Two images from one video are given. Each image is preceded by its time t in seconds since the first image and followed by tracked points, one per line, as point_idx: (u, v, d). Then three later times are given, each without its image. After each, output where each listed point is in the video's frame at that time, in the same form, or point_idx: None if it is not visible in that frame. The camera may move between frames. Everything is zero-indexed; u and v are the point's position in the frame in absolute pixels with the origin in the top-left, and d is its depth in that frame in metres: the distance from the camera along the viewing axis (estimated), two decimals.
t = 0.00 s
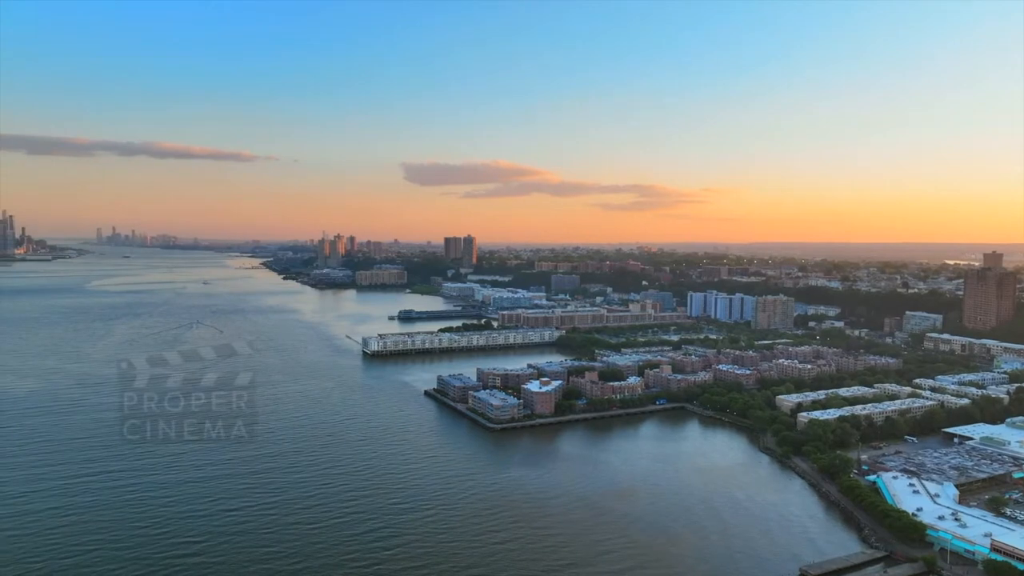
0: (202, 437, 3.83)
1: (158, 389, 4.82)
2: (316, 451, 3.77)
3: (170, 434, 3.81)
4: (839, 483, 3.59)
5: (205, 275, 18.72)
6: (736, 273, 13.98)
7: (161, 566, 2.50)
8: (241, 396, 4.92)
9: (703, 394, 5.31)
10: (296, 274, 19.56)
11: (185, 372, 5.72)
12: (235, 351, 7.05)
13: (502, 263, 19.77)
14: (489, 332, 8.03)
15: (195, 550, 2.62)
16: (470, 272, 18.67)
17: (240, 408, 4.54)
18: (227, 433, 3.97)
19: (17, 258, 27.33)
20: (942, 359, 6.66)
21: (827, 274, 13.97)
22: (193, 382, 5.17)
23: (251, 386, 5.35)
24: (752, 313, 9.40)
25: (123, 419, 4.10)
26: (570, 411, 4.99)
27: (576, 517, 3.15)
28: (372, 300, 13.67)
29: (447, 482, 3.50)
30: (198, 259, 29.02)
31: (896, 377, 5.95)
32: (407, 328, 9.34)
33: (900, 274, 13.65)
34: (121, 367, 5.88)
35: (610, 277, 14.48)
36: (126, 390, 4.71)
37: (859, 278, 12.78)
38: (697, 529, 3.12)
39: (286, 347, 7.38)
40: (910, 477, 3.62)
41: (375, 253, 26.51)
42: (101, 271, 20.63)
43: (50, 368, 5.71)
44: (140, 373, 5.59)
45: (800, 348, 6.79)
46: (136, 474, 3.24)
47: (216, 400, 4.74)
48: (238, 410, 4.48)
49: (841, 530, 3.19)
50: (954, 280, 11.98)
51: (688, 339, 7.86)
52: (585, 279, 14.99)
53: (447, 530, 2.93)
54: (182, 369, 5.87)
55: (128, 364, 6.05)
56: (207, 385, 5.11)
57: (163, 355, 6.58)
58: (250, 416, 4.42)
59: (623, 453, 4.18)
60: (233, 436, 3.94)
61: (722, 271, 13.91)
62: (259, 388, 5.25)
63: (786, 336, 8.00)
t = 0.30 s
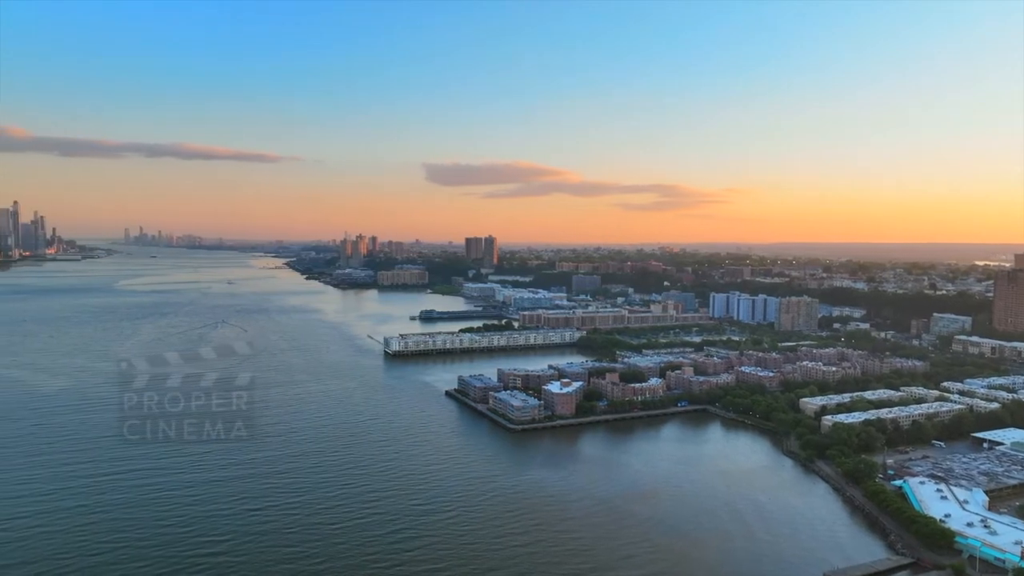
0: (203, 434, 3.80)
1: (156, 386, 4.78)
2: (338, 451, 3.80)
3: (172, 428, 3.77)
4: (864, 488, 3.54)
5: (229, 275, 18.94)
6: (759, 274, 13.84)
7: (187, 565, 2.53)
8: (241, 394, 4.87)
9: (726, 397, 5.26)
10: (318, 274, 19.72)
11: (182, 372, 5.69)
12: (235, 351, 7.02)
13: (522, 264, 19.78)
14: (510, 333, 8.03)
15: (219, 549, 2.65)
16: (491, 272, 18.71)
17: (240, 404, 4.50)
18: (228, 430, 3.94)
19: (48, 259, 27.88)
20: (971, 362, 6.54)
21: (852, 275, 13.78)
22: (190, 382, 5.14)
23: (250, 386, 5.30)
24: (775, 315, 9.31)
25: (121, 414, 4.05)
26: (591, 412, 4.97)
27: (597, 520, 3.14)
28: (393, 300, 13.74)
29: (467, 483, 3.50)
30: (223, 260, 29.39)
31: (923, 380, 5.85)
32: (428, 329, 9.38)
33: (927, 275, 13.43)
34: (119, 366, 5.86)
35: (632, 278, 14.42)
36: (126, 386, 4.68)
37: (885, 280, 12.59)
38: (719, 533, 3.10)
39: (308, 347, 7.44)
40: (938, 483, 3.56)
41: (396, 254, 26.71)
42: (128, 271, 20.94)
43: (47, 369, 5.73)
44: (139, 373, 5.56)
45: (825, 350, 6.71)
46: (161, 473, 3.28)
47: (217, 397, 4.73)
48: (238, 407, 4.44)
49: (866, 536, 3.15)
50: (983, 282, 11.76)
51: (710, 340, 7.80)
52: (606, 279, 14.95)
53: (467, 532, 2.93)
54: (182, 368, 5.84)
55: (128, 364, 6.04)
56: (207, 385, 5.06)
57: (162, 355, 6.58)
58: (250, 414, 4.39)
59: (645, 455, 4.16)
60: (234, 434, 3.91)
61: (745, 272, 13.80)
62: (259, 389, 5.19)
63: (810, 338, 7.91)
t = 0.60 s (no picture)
0: (201, 437, 3.81)
1: (157, 388, 4.82)
2: (360, 451, 3.83)
3: (170, 433, 3.79)
4: (891, 493, 3.49)
5: (254, 275, 19.18)
6: (784, 275, 13.69)
7: (213, 563, 2.57)
8: (240, 395, 4.88)
9: (750, 399, 5.21)
10: (342, 274, 19.90)
11: (181, 371, 5.70)
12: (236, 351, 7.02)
13: (544, 264, 19.78)
14: (532, 333, 8.03)
15: (244, 548, 2.69)
16: (513, 272, 18.73)
17: (240, 406, 4.52)
18: (226, 433, 3.95)
19: (80, 260, 28.46)
20: (1003, 365, 6.40)
21: (880, 276, 13.57)
22: (190, 383, 5.15)
23: (249, 386, 5.30)
24: (801, 316, 9.19)
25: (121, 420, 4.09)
26: (613, 414, 4.95)
27: (619, 522, 3.13)
28: (416, 300, 13.82)
29: (489, 485, 3.51)
30: (249, 260, 29.76)
31: (953, 383, 5.74)
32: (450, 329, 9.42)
33: (958, 276, 13.17)
34: (119, 366, 5.88)
35: (654, 279, 14.34)
36: (127, 389, 4.72)
37: (914, 280, 12.38)
38: (743, 537, 3.07)
39: (331, 346, 7.52)
40: (968, 489, 3.49)
41: (418, 254, 26.98)
42: (156, 271, 21.28)
43: (48, 368, 5.76)
44: (140, 373, 5.58)
45: (852, 353, 6.61)
46: (190, 472, 3.34)
47: (218, 397, 4.74)
48: (237, 408, 4.45)
49: (893, 542, 3.10)
50: (1016, 283, 11.50)
51: (734, 342, 7.73)
52: (628, 280, 14.88)
53: (489, 534, 2.95)
54: (183, 368, 5.84)
55: (128, 364, 6.06)
56: (205, 385, 5.07)
57: (163, 355, 6.60)
58: (250, 415, 4.40)
59: (667, 458, 4.14)
60: (233, 436, 3.93)
61: (769, 273, 13.65)
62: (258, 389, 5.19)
63: (836, 340, 7.80)
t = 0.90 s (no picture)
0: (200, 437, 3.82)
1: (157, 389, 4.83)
2: (384, 451, 3.86)
3: (170, 434, 3.82)
4: (922, 499, 3.43)
5: (281, 275, 19.40)
6: (812, 276, 13.51)
7: (240, 561, 2.61)
8: (240, 394, 4.88)
9: (776, 402, 5.15)
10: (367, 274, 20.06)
11: (179, 371, 5.71)
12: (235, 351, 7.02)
13: (568, 264, 19.75)
14: (556, 334, 8.02)
15: (271, 546, 2.73)
16: (537, 273, 18.71)
17: (239, 405, 4.53)
18: (225, 434, 3.96)
19: (113, 260, 29.04)
20: None
21: (911, 277, 13.32)
22: (188, 383, 5.15)
23: (247, 386, 5.29)
24: (829, 318, 9.06)
25: (120, 419, 4.14)
26: (636, 415, 4.93)
27: (643, 525, 3.12)
28: (440, 300, 13.89)
29: (512, 486, 3.52)
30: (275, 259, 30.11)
31: (986, 387, 5.62)
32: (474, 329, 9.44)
33: (992, 278, 12.90)
34: (119, 366, 5.90)
35: (679, 279, 14.25)
36: (127, 389, 4.72)
37: (946, 282, 12.14)
38: (769, 542, 3.04)
39: (355, 346, 7.58)
40: (1001, 496, 3.41)
41: (443, 253, 27.14)
42: (185, 271, 21.62)
43: (51, 368, 5.79)
44: (139, 373, 5.59)
45: (881, 356, 6.50)
46: (217, 470, 3.40)
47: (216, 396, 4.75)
48: (236, 408, 4.46)
49: (923, 549, 3.04)
50: None
51: (760, 344, 7.64)
52: (653, 280, 14.79)
53: (511, 535, 2.95)
54: (183, 368, 5.85)
55: (127, 364, 6.07)
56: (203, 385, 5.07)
57: (163, 355, 6.61)
58: (250, 414, 4.40)
59: (692, 460, 4.11)
60: (234, 436, 3.94)
61: (797, 274, 13.47)
62: (257, 388, 5.18)
63: (865, 342, 7.68)
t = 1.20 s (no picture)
0: (201, 435, 3.84)
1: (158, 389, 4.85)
2: (405, 451, 3.88)
3: (171, 431, 3.84)
4: (951, 506, 3.36)
5: (305, 275, 19.60)
6: (838, 277, 13.35)
7: (264, 560, 2.64)
8: (240, 393, 4.88)
9: (801, 405, 5.09)
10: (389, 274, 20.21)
11: (178, 371, 5.71)
12: (234, 351, 7.01)
13: (590, 265, 19.72)
14: (577, 335, 8.01)
15: (295, 546, 2.76)
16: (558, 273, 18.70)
17: (240, 403, 4.54)
18: (226, 432, 3.97)
19: (142, 259, 29.57)
20: None
21: (940, 279, 13.10)
22: (187, 383, 5.14)
23: (247, 386, 5.28)
24: (855, 320, 8.93)
25: (121, 418, 4.17)
26: (659, 417, 4.90)
27: (666, 528, 3.10)
28: (462, 300, 13.95)
29: (533, 487, 3.52)
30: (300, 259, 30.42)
31: (1018, 391, 5.49)
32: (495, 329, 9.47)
33: None
34: (118, 366, 5.90)
35: (702, 280, 14.15)
36: (128, 389, 4.74)
37: (976, 284, 11.91)
38: (794, 547, 3.00)
39: (377, 345, 7.64)
40: None
41: (465, 253, 27.26)
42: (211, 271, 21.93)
43: (51, 368, 5.80)
44: (139, 373, 5.60)
45: (909, 358, 6.39)
46: (242, 470, 3.44)
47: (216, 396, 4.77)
48: (237, 407, 4.47)
49: (953, 557, 2.99)
50: None
51: (785, 346, 7.56)
52: (675, 281, 14.71)
53: (532, 537, 2.95)
54: (182, 368, 5.85)
55: (127, 364, 6.07)
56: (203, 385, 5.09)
57: (163, 355, 6.61)
58: (251, 412, 4.41)
59: (715, 463, 4.07)
60: (233, 433, 3.96)
61: (822, 274, 13.30)
62: (257, 388, 5.17)
63: (892, 345, 7.56)
